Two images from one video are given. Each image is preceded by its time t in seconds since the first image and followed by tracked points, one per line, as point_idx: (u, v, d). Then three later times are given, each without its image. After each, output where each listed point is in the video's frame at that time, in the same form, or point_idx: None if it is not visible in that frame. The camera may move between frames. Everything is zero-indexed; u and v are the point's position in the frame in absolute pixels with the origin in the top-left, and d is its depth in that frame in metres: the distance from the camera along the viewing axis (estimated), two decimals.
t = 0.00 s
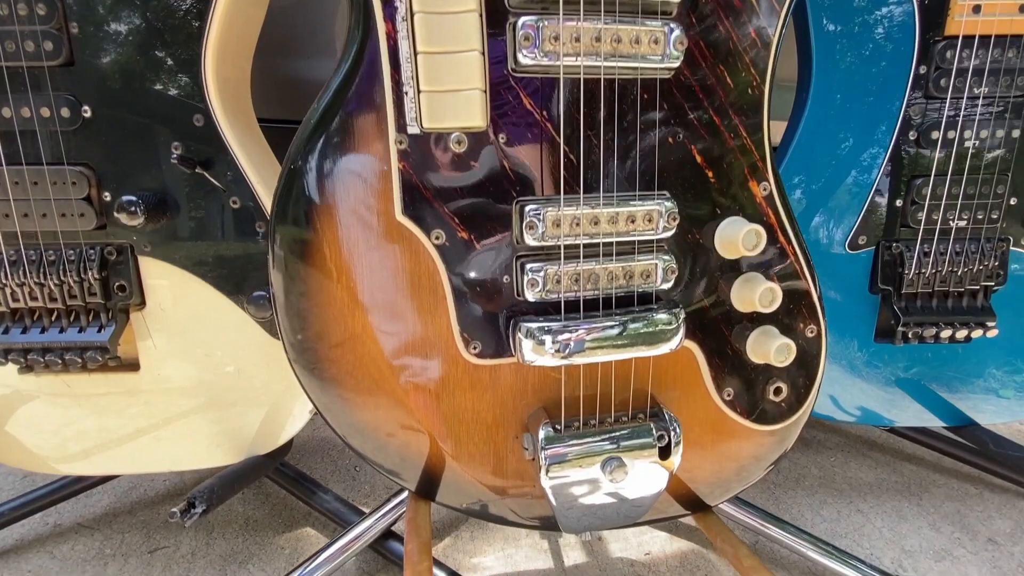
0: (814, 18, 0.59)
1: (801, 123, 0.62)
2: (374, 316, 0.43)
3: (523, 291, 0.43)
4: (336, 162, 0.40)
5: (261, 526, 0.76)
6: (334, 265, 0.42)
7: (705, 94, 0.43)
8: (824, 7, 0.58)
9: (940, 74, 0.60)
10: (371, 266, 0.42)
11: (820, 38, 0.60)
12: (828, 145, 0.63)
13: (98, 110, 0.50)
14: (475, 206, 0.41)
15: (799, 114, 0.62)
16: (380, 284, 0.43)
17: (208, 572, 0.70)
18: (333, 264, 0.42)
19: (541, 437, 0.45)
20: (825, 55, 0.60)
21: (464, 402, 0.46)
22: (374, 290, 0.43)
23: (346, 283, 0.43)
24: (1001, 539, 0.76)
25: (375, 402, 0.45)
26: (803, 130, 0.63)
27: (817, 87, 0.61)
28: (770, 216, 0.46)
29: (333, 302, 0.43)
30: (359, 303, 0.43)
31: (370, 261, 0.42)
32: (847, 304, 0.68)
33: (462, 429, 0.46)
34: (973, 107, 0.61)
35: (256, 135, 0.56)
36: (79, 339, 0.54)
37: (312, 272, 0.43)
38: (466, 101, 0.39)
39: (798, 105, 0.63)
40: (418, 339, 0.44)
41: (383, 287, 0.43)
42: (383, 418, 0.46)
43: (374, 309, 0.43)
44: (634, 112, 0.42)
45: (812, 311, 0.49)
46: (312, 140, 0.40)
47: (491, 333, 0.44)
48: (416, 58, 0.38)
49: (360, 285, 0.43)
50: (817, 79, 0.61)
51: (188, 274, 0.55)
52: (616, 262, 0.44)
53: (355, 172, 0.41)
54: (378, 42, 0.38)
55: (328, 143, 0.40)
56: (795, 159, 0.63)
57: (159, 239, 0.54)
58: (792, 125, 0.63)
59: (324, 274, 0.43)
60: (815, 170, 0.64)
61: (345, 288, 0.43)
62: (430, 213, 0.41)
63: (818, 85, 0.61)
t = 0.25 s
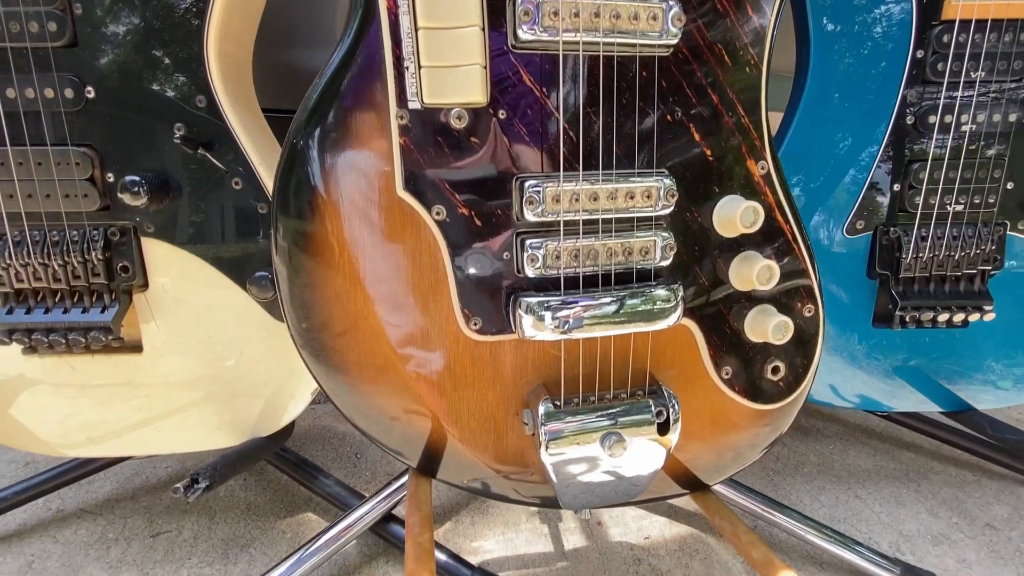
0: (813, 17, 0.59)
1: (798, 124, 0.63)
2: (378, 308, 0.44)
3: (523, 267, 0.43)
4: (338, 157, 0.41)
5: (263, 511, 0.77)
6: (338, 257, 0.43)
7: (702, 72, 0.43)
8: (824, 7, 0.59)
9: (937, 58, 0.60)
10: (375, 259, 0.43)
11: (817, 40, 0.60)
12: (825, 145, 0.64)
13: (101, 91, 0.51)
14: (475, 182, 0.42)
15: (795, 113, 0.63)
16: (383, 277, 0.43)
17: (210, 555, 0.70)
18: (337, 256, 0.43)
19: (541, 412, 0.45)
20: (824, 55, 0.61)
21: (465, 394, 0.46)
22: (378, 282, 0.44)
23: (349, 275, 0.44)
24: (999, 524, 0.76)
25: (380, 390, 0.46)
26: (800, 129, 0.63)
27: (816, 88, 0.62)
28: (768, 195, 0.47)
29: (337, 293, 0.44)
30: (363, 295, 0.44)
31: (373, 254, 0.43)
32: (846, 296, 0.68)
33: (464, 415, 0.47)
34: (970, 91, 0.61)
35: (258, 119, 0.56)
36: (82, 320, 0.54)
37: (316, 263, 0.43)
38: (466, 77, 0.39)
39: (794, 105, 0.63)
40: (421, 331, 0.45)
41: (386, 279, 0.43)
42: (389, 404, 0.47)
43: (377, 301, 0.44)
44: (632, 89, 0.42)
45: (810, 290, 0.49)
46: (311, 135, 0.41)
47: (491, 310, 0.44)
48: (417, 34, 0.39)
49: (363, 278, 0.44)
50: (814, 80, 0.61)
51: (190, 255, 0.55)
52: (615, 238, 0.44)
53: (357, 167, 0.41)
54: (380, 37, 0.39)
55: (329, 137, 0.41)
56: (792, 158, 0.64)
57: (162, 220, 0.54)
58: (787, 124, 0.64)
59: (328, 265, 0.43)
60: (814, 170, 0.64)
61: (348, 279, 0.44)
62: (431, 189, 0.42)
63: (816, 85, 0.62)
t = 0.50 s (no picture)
0: (808, 17, 0.61)
1: (789, 121, 0.64)
2: (377, 304, 0.45)
3: (514, 254, 0.44)
4: (337, 156, 0.42)
5: (262, 500, 0.78)
6: (337, 253, 0.44)
7: (689, 64, 0.45)
8: (819, 6, 0.61)
9: (924, 53, 0.61)
10: (373, 256, 0.44)
11: (809, 40, 0.62)
12: (818, 143, 0.65)
13: (103, 84, 0.52)
14: (467, 171, 0.43)
15: (784, 110, 0.64)
16: (382, 273, 0.45)
17: (210, 542, 0.71)
18: (336, 252, 0.44)
19: (530, 395, 0.47)
20: (819, 53, 0.62)
21: (463, 385, 0.48)
22: (376, 278, 0.45)
23: (349, 270, 0.45)
24: (986, 513, 0.77)
25: (379, 382, 0.48)
26: (790, 127, 0.64)
27: (807, 86, 0.63)
28: (754, 185, 0.48)
29: (336, 288, 0.45)
30: (362, 291, 0.45)
31: (372, 251, 0.44)
32: (836, 290, 0.69)
33: (460, 405, 0.48)
34: (955, 86, 0.62)
35: (257, 112, 0.57)
36: (85, 308, 0.55)
37: (315, 258, 0.45)
38: (458, 68, 0.40)
39: (783, 104, 0.64)
40: (419, 326, 0.46)
41: (385, 276, 0.45)
42: (389, 395, 0.48)
43: (376, 297, 0.45)
44: (620, 81, 0.44)
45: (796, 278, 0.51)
46: (309, 134, 0.42)
47: (483, 296, 0.46)
48: (410, 27, 0.40)
49: (362, 274, 0.45)
50: (805, 78, 0.63)
51: (191, 246, 0.56)
52: (603, 226, 0.45)
53: (356, 167, 0.43)
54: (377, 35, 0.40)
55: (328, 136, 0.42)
56: (783, 156, 0.65)
57: (163, 211, 0.55)
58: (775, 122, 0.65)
59: (327, 261, 0.45)
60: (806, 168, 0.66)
61: (347, 275, 0.45)
62: (425, 177, 0.43)
63: (808, 85, 0.63)
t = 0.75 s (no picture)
0: (795, 19, 0.63)
1: (769, 121, 0.67)
2: (373, 301, 0.48)
3: (499, 248, 0.47)
4: (334, 161, 0.45)
5: (262, 488, 0.81)
6: (335, 253, 0.47)
7: (663, 68, 0.47)
8: (808, 9, 0.63)
9: (895, 57, 0.64)
10: (369, 255, 0.47)
11: (791, 41, 0.64)
12: (797, 143, 0.67)
13: (110, 87, 0.55)
14: (455, 171, 0.46)
15: (763, 110, 0.67)
16: (377, 272, 0.48)
17: (211, 527, 0.74)
18: (334, 252, 0.47)
19: (514, 381, 0.50)
20: (810, 55, 0.64)
21: (454, 377, 0.51)
22: (372, 277, 0.48)
23: (345, 269, 0.48)
24: (961, 501, 0.80)
25: (375, 375, 0.50)
26: (775, 128, 0.67)
27: (786, 87, 0.65)
28: (727, 183, 0.50)
29: (334, 286, 0.48)
30: (358, 289, 0.48)
31: (367, 250, 0.47)
32: (815, 286, 0.72)
33: (450, 395, 0.51)
34: (925, 88, 0.65)
35: (256, 115, 0.60)
36: (94, 301, 0.58)
37: (314, 258, 0.47)
38: (445, 74, 0.43)
39: (762, 104, 0.67)
40: (413, 323, 0.49)
41: (381, 275, 0.48)
42: (385, 387, 0.51)
43: (372, 294, 0.48)
44: (597, 85, 0.46)
45: (768, 272, 0.53)
46: (307, 138, 0.45)
47: (470, 288, 0.48)
48: (400, 35, 0.43)
49: (358, 273, 0.48)
50: (785, 78, 0.65)
51: (194, 242, 0.59)
52: (583, 222, 0.48)
53: (352, 171, 0.46)
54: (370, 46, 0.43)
55: (326, 142, 0.45)
56: (762, 155, 0.68)
57: (167, 208, 0.58)
58: (755, 121, 0.67)
59: (325, 260, 0.47)
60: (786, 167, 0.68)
61: (344, 274, 0.48)
62: (415, 176, 0.46)
63: (787, 84, 0.65)
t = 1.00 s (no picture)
0: (788, 22, 0.66)
1: (752, 124, 0.70)
2: (374, 298, 0.52)
3: (490, 246, 0.51)
4: (336, 167, 0.49)
5: (266, 476, 0.84)
6: (338, 253, 0.51)
7: (642, 77, 0.51)
8: (799, 12, 0.66)
9: (869, 64, 0.67)
10: (370, 256, 0.51)
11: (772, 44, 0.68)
12: (778, 144, 0.71)
13: (124, 94, 0.58)
14: (448, 174, 0.49)
15: (745, 113, 0.70)
16: (378, 272, 0.51)
17: (218, 513, 0.77)
18: (337, 252, 0.51)
19: (504, 371, 0.53)
20: (802, 56, 0.68)
21: (450, 368, 0.54)
22: (373, 276, 0.51)
23: (348, 268, 0.51)
24: (938, 489, 0.83)
25: (376, 367, 0.54)
26: (767, 128, 0.70)
27: (765, 91, 0.69)
28: (704, 184, 0.54)
29: (337, 284, 0.51)
30: (359, 286, 0.51)
31: (368, 251, 0.50)
32: (796, 282, 0.75)
33: (446, 384, 0.54)
34: (897, 94, 0.69)
35: (261, 120, 0.64)
36: (108, 295, 0.61)
37: (318, 257, 0.51)
38: (439, 83, 0.47)
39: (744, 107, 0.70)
40: (412, 319, 0.52)
41: (382, 274, 0.51)
42: (386, 377, 0.54)
43: (373, 292, 0.51)
44: (580, 93, 0.50)
45: (743, 268, 0.57)
46: (310, 142, 0.48)
47: (463, 283, 0.52)
48: (397, 47, 0.46)
49: (360, 272, 0.51)
50: (774, 79, 0.68)
51: (203, 240, 0.63)
52: (568, 220, 0.51)
53: (353, 176, 0.49)
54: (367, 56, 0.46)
55: (330, 147, 0.48)
56: (746, 156, 0.71)
57: (178, 208, 0.61)
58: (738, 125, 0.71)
59: (329, 259, 0.51)
60: (769, 167, 0.71)
61: (347, 273, 0.51)
62: (411, 179, 0.49)
63: (767, 88, 0.69)
